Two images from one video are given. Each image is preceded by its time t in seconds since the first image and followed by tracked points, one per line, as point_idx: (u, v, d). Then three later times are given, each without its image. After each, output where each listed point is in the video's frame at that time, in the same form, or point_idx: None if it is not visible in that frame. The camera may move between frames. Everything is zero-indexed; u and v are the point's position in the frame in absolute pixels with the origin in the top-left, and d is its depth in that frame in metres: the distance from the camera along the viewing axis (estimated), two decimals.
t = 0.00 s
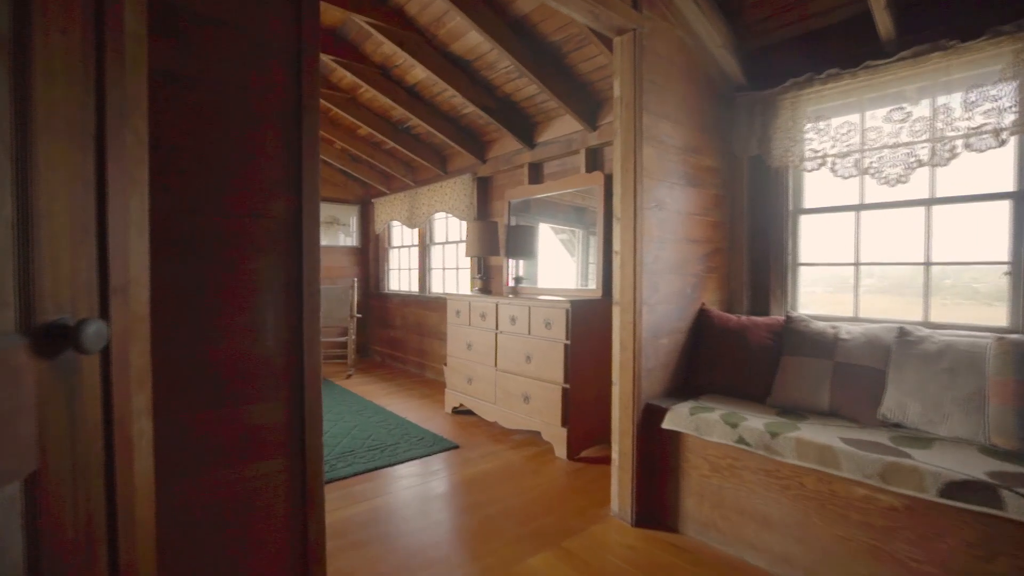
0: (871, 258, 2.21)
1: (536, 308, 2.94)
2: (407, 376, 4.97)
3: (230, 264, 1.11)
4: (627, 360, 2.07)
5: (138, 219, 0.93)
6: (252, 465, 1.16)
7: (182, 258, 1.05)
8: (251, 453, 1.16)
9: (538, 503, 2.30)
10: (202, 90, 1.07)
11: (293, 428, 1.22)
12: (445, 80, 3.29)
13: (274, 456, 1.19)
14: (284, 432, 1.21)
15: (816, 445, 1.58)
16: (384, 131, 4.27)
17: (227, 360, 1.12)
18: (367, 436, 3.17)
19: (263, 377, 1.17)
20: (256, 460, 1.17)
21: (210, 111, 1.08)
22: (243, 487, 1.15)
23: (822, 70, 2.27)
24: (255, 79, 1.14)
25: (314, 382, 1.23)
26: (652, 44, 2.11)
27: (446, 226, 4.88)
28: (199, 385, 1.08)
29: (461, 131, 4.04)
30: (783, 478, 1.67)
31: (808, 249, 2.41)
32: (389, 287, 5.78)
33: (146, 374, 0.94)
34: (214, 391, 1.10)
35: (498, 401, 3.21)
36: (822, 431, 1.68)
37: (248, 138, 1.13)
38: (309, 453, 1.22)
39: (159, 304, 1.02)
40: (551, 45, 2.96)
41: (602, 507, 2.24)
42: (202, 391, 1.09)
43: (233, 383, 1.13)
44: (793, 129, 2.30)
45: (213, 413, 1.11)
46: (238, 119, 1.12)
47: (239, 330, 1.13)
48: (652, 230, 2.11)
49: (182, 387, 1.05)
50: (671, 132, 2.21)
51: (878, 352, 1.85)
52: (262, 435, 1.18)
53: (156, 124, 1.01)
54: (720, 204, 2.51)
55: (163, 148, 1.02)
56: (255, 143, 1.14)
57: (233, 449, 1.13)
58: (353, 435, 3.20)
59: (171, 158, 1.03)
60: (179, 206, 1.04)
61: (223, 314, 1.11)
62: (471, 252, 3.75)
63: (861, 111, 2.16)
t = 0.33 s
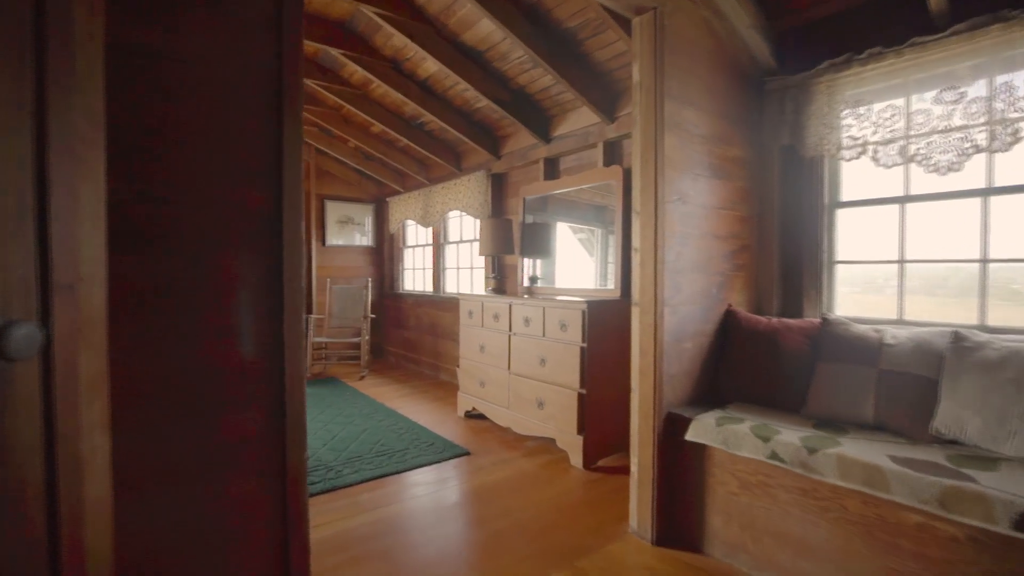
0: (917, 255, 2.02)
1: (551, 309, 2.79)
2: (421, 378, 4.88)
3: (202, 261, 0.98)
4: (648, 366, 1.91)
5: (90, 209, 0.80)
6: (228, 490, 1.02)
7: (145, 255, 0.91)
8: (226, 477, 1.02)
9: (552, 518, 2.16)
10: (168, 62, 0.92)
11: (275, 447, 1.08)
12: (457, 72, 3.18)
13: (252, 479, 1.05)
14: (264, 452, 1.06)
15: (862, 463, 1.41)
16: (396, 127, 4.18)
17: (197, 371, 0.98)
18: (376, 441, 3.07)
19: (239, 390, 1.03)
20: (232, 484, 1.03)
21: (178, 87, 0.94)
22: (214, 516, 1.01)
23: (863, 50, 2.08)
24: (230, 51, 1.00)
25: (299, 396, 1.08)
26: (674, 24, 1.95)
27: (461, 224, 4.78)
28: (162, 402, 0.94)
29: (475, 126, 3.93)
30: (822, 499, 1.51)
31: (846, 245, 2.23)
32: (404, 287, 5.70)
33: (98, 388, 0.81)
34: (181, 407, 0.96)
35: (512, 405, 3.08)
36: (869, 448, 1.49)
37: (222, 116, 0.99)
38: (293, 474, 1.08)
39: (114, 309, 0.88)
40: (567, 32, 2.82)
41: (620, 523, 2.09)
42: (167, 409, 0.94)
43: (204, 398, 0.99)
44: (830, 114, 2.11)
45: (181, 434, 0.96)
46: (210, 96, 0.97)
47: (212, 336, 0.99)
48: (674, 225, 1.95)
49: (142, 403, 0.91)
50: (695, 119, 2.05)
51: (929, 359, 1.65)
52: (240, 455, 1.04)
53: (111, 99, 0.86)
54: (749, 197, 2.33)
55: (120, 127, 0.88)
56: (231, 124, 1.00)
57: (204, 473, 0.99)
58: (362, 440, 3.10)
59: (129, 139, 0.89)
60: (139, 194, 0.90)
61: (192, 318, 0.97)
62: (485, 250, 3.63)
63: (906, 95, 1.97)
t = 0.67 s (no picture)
0: (970, 253, 1.82)
1: (565, 311, 2.65)
2: (433, 380, 4.78)
3: (162, 259, 0.87)
4: (667, 374, 1.76)
5: (23, 196, 0.70)
6: (194, 516, 0.91)
7: (92, 251, 0.81)
8: (190, 503, 0.91)
9: (565, 535, 2.02)
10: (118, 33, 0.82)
11: (248, 465, 0.97)
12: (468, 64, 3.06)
13: (221, 504, 0.94)
14: (236, 471, 0.96)
15: (912, 488, 1.24)
16: (408, 123, 4.08)
17: (157, 383, 0.87)
18: (383, 447, 2.96)
19: (205, 404, 0.92)
20: (198, 509, 0.91)
21: (130, 62, 0.84)
22: (178, 546, 0.89)
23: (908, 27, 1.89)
24: (192, 25, 0.90)
25: (272, 408, 0.98)
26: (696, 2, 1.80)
27: (474, 223, 4.67)
28: (115, 417, 0.83)
29: (488, 122, 3.81)
30: (867, 528, 1.34)
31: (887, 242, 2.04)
32: (417, 287, 5.62)
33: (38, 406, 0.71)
34: (137, 424, 0.85)
35: (524, 411, 2.94)
36: (918, 469, 1.32)
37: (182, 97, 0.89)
38: (268, 497, 0.97)
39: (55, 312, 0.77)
40: (583, 18, 2.68)
41: (638, 542, 1.94)
42: (122, 426, 0.84)
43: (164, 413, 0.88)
44: (870, 99, 1.93)
45: (138, 454, 0.85)
46: (168, 74, 0.87)
47: (173, 345, 0.89)
48: (697, 221, 1.80)
49: (91, 419, 0.81)
50: (720, 106, 1.89)
51: (988, 370, 1.46)
52: (207, 476, 0.93)
53: (49, 73, 0.77)
54: (779, 191, 2.15)
55: (60, 105, 0.77)
56: (193, 106, 0.90)
57: (168, 496, 0.88)
58: (369, 445, 3.00)
59: (74, 119, 0.79)
60: (85, 182, 0.80)
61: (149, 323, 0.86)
62: (497, 249, 3.51)
63: (959, 76, 1.76)
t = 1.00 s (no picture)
0: None
1: (583, 313, 2.50)
2: (449, 382, 4.68)
3: (99, 261, 0.76)
4: (693, 384, 1.60)
5: None
6: (137, 555, 0.80)
7: (9, 254, 0.70)
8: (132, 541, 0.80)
9: (581, 555, 1.87)
10: (36, 2, 0.71)
11: (203, 495, 0.86)
12: (480, 55, 2.94)
13: (169, 542, 0.83)
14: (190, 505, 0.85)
15: (984, 526, 1.06)
16: (422, 119, 3.97)
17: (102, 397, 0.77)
18: (393, 454, 2.85)
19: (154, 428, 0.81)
20: (143, 547, 0.81)
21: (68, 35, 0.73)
22: None
23: None
24: None
25: (239, 430, 0.88)
26: None
27: (490, 221, 4.55)
28: (40, 442, 0.73)
29: (504, 116, 3.68)
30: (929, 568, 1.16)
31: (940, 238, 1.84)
32: (434, 287, 5.53)
33: None
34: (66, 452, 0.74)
35: (540, 418, 2.80)
36: (990, 502, 1.14)
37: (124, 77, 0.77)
38: (227, 532, 0.88)
39: None
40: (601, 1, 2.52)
41: (661, 567, 1.78)
42: (49, 455, 0.73)
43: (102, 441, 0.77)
44: (922, 78, 1.72)
45: (70, 483, 0.75)
46: (107, 55, 0.76)
47: (124, 355, 0.79)
48: (727, 215, 1.63)
49: (8, 445, 0.70)
50: (752, 88, 1.71)
51: None
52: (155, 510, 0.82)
53: None
54: (817, 183, 1.96)
55: None
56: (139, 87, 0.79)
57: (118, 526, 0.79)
58: (379, 451, 2.90)
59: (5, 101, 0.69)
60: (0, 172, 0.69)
61: (86, 335, 0.76)
62: (513, 248, 3.38)
63: None
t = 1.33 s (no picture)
0: None
1: (603, 314, 2.36)
2: (466, 384, 4.57)
3: (36, 253, 0.70)
4: (723, 394, 1.44)
5: None
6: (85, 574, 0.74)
7: None
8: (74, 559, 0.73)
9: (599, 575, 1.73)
10: None
11: (157, 510, 0.79)
12: (494, 45, 2.82)
13: (119, 562, 0.76)
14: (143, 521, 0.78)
15: None
16: (437, 115, 3.88)
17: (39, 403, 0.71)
18: (404, 460, 2.74)
19: (104, 437, 0.75)
20: (91, 567, 0.74)
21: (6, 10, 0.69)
22: None
23: None
24: None
25: (200, 441, 0.80)
26: None
27: (507, 219, 4.43)
28: None
29: (521, 110, 3.55)
30: None
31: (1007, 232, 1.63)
32: (451, 287, 5.43)
33: None
34: (4, 459, 0.69)
35: (557, 425, 2.66)
36: None
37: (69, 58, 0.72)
38: (185, 556, 0.79)
39: None
40: None
41: None
42: None
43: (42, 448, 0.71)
44: (986, 53, 1.52)
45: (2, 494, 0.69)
46: (55, 38, 0.71)
47: (64, 356, 0.72)
48: (762, 206, 1.47)
49: None
50: (790, 67, 1.55)
51: None
52: (104, 525, 0.75)
53: None
54: (862, 172, 1.78)
55: None
56: (89, 67, 0.74)
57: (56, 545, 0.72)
58: (390, 456, 2.81)
59: None
60: None
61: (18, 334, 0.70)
62: (530, 246, 3.26)
63: None
